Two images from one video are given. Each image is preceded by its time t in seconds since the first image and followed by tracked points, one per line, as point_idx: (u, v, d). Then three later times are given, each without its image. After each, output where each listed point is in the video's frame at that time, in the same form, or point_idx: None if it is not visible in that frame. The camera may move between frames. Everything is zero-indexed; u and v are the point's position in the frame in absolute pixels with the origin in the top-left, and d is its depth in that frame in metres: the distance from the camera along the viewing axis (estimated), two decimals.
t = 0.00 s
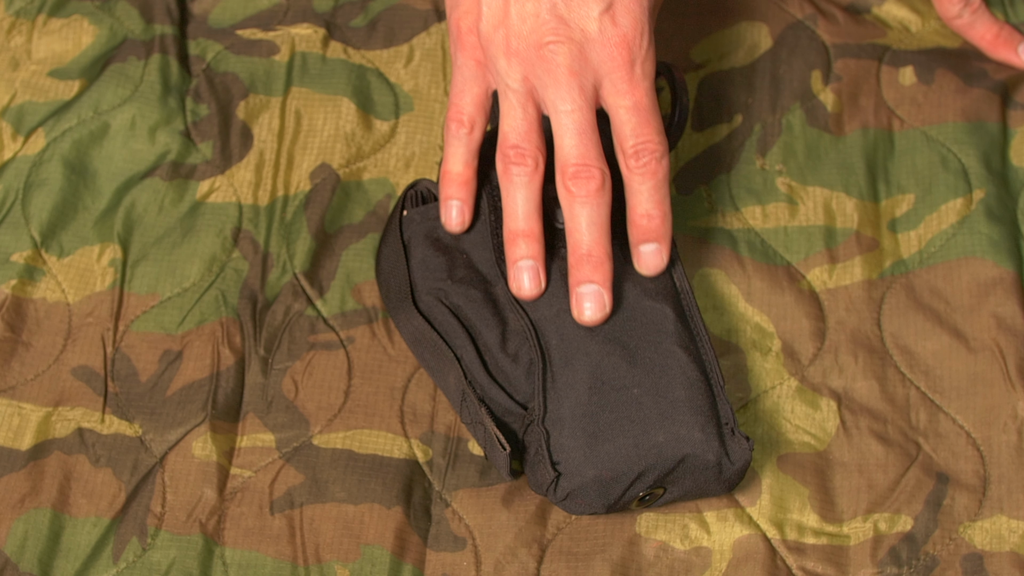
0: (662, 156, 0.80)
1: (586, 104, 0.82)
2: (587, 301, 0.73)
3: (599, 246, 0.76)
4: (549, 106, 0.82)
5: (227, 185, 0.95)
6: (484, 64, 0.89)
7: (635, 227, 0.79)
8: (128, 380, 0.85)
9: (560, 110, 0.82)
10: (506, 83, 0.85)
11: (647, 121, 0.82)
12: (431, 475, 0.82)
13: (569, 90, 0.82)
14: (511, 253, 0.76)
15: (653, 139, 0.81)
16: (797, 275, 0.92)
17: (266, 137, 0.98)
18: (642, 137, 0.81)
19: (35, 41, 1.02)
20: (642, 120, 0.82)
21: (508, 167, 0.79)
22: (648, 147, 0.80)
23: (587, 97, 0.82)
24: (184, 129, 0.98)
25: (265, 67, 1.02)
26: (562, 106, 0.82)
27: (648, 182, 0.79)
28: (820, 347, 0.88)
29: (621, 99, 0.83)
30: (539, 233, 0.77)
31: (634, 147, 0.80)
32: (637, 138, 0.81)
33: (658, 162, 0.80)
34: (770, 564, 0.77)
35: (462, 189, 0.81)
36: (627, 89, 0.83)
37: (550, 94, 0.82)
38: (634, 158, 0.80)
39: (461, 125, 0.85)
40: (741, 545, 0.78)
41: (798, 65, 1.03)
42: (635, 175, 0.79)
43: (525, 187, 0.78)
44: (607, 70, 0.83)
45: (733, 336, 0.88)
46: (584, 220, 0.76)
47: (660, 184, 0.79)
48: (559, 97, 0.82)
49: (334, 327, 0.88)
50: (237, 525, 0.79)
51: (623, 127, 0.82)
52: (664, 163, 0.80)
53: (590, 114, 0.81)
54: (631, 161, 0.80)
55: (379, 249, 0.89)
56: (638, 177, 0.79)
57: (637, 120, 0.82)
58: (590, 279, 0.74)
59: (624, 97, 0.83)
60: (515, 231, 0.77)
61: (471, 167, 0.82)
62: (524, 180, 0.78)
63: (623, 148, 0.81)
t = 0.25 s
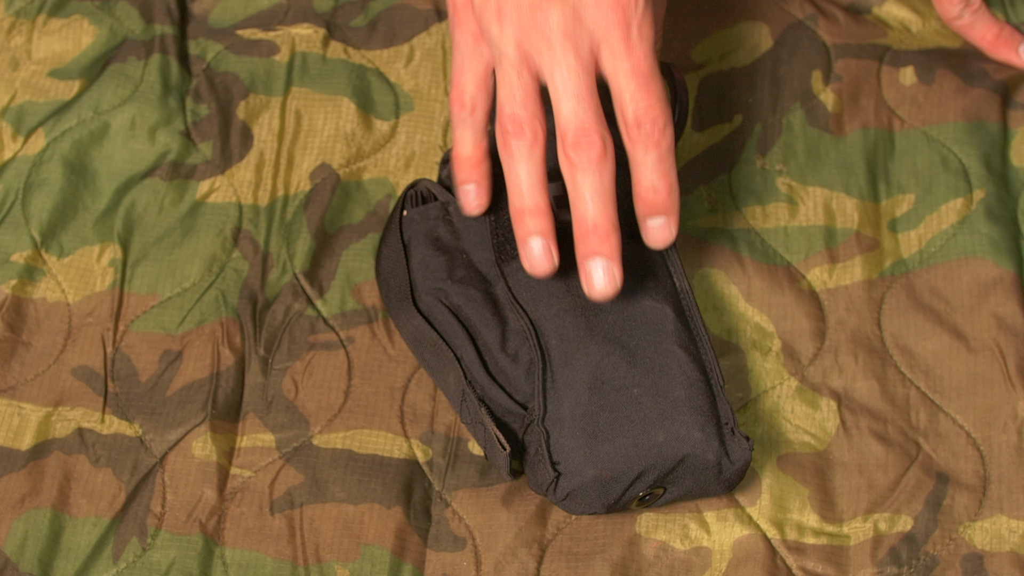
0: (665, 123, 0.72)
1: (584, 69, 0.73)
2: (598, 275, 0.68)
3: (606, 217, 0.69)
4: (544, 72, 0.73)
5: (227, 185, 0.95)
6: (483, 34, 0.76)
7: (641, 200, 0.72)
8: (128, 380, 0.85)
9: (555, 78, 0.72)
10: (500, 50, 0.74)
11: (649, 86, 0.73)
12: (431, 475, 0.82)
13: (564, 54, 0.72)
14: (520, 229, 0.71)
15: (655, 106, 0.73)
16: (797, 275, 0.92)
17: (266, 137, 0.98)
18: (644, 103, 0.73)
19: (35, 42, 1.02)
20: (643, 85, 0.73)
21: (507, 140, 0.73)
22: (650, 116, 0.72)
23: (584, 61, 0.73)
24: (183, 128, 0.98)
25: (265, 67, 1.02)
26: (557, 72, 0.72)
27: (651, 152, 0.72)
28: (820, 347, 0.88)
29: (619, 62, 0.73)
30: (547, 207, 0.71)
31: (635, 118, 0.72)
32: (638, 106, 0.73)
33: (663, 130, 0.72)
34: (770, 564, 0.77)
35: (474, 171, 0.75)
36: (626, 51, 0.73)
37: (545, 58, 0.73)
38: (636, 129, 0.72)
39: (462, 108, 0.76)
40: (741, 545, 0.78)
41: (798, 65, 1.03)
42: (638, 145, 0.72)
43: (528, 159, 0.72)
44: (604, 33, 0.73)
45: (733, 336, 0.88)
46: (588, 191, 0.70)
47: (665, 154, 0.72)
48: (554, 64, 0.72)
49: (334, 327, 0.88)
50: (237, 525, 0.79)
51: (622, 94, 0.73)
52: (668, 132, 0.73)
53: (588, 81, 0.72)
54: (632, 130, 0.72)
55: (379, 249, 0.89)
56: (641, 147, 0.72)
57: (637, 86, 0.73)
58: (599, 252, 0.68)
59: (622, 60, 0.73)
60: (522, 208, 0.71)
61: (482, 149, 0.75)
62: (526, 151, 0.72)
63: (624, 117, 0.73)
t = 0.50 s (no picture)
0: (657, 141, 0.81)
1: (583, 86, 0.81)
2: (589, 286, 0.74)
3: (599, 229, 0.76)
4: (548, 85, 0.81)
5: (227, 185, 0.95)
6: (478, 47, 0.85)
7: (632, 211, 0.80)
8: (128, 380, 0.85)
9: (557, 92, 0.81)
10: (503, 63, 0.83)
11: (643, 106, 0.82)
12: (431, 475, 0.82)
13: (565, 69, 0.81)
14: (517, 236, 0.77)
15: (648, 125, 0.81)
16: (797, 275, 0.92)
17: (266, 137, 0.98)
18: (638, 121, 0.81)
19: (35, 42, 1.02)
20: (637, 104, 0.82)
21: (507, 149, 0.79)
22: (643, 133, 0.80)
23: (584, 78, 0.81)
24: (184, 129, 0.98)
25: (265, 67, 1.02)
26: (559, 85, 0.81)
27: (642, 168, 0.80)
28: (820, 347, 0.88)
29: (617, 83, 0.83)
30: (542, 216, 0.77)
31: (630, 134, 0.81)
32: (633, 124, 0.81)
33: (655, 147, 0.81)
34: (770, 564, 0.77)
35: (458, 174, 0.82)
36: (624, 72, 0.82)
37: (550, 73, 0.81)
38: (630, 145, 0.80)
39: (453, 115, 0.84)
40: (741, 545, 0.78)
41: (798, 65, 1.03)
42: (631, 160, 0.80)
43: (526, 169, 0.78)
44: (604, 54, 0.82)
45: (733, 336, 0.88)
46: (582, 206, 0.77)
47: (655, 171, 0.80)
48: (557, 78, 0.81)
49: (334, 327, 0.88)
50: (237, 525, 0.79)
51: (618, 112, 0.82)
52: (658, 148, 0.81)
53: (586, 97, 0.81)
54: (627, 147, 0.81)
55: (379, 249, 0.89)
56: (633, 163, 0.80)
57: (632, 105, 0.82)
58: (591, 262, 0.75)
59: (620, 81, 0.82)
60: (519, 216, 0.77)
61: (466, 156, 0.83)
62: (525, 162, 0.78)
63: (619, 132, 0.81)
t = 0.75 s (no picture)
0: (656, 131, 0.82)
1: (584, 80, 0.84)
2: (591, 274, 0.75)
3: (600, 218, 0.78)
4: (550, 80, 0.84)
5: (227, 185, 0.95)
6: (482, 45, 0.89)
7: (633, 202, 0.80)
8: (128, 380, 0.85)
9: (559, 86, 0.84)
10: (508, 60, 0.86)
11: (643, 97, 0.84)
12: (431, 475, 0.82)
13: (566, 63, 0.84)
14: (519, 227, 0.78)
15: (648, 115, 0.83)
16: (797, 275, 0.92)
17: (266, 137, 0.98)
18: (637, 112, 0.83)
19: (35, 42, 1.02)
20: (638, 96, 0.84)
21: (511, 142, 0.81)
22: (643, 123, 0.82)
23: (584, 71, 0.84)
24: (184, 129, 0.98)
25: (265, 67, 1.02)
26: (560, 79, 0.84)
27: (642, 157, 0.82)
28: (820, 347, 0.88)
29: (617, 76, 0.85)
30: (543, 207, 0.78)
31: (630, 124, 0.83)
32: (633, 115, 0.83)
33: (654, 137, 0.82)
34: (770, 564, 0.77)
35: (461, 169, 0.82)
36: (624, 65, 0.85)
37: (551, 68, 0.84)
38: (630, 135, 0.82)
39: (458, 106, 0.86)
40: (741, 545, 0.78)
41: (798, 65, 1.03)
42: (631, 151, 0.82)
43: (527, 161, 0.80)
44: (604, 49, 0.85)
45: (732, 336, 0.88)
46: (585, 196, 0.79)
47: (654, 160, 0.82)
48: (558, 73, 0.84)
49: (334, 327, 0.88)
50: (237, 525, 0.79)
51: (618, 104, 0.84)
52: (658, 138, 0.82)
53: (586, 91, 0.83)
54: (628, 138, 0.82)
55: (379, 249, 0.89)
56: (634, 153, 0.82)
57: (632, 96, 0.84)
58: (591, 250, 0.76)
59: (620, 75, 0.85)
60: (521, 206, 0.78)
61: (467, 148, 0.84)
62: (527, 155, 0.80)
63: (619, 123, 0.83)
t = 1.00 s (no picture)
0: (660, 122, 0.82)
1: (588, 70, 0.84)
2: (589, 264, 0.75)
3: (602, 208, 0.78)
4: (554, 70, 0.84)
5: (227, 185, 0.95)
6: (489, 30, 0.89)
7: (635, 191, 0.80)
8: (128, 380, 0.85)
9: (563, 76, 0.84)
10: (514, 48, 0.86)
11: (646, 88, 0.84)
12: (431, 475, 0.82)
13: (570, 53, 0.84)
14: (521, 216, 0.78)
15: (652, 106, 0.83)
16: (797, 275, 0.92)
17: (266, 137, 0.98)
18: (640, 103, 0.83)
19: (35, 42, 1.02)
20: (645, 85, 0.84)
21: (517, 130, 0.81)
22: (647, 113, 0.82)
23: (588, 61, 0.84)
24: (184, 129, 0.98)
25: (265, 67, 1.02)
26: (567, 68, 0.84)
27: (645, 148, 0.81)
28: (820, 347, 0.88)
29: (622, 66, 0.85)
30: (548, 194, 0.78)
31: (633, 115, 0.83)
32: (635, 105, 0.83)
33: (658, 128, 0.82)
34: (770, 564, 0.77)
35: (463, 155, 0.82)
36: (631, 54, 0.86)
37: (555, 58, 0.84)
38: (634, 125, 0.82)
39: (463, 91, 0.87)
40: (741, 545, 0.78)
41: (798, 65, 1.03)
42: (635, 140, 0.82)
43: (533, 149, 0.81)
44: (611, 36, 0.85)
45: (732, 336, 0.88)
46: (588, 185, 0.79)
47: (657, 151, 0.81)
48: (562, 63, 0.84)
49: (334, 327, 0.88)
50: (237, 525, 0.78)
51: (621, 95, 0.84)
52: (661, 129, 0.82)
53: (592, 81, 0.84)
54: (631, 128, 0.82)
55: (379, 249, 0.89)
56: (636, 143, 0.81)
57: (636, 87, 0.84)
58: (593, 239, 0.76)
59: (626, 64, 0.85)
60: (525, 194, 0.79)
61: (472, 134, 0.84)
62: (532, 146, 0.81)
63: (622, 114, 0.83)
